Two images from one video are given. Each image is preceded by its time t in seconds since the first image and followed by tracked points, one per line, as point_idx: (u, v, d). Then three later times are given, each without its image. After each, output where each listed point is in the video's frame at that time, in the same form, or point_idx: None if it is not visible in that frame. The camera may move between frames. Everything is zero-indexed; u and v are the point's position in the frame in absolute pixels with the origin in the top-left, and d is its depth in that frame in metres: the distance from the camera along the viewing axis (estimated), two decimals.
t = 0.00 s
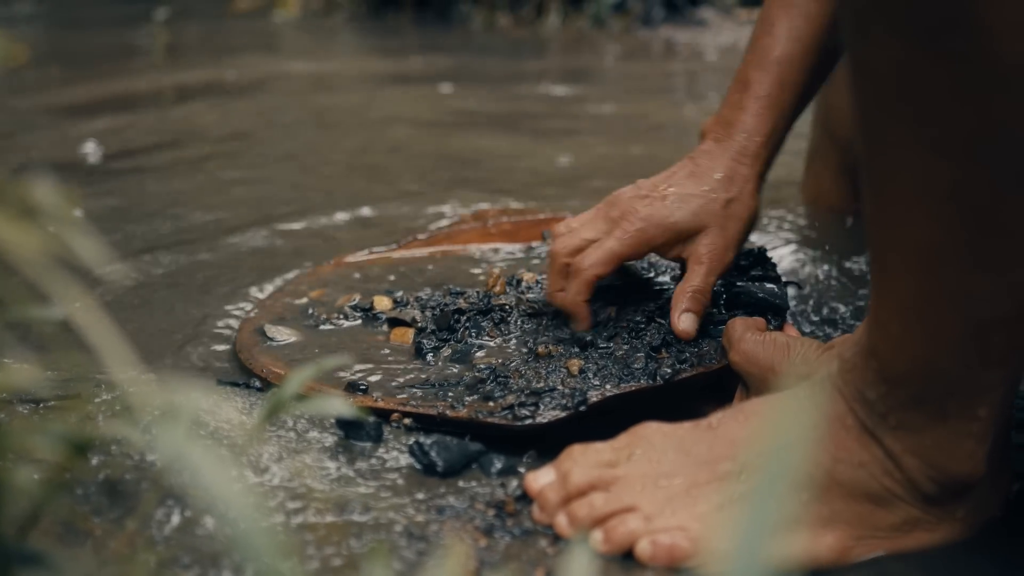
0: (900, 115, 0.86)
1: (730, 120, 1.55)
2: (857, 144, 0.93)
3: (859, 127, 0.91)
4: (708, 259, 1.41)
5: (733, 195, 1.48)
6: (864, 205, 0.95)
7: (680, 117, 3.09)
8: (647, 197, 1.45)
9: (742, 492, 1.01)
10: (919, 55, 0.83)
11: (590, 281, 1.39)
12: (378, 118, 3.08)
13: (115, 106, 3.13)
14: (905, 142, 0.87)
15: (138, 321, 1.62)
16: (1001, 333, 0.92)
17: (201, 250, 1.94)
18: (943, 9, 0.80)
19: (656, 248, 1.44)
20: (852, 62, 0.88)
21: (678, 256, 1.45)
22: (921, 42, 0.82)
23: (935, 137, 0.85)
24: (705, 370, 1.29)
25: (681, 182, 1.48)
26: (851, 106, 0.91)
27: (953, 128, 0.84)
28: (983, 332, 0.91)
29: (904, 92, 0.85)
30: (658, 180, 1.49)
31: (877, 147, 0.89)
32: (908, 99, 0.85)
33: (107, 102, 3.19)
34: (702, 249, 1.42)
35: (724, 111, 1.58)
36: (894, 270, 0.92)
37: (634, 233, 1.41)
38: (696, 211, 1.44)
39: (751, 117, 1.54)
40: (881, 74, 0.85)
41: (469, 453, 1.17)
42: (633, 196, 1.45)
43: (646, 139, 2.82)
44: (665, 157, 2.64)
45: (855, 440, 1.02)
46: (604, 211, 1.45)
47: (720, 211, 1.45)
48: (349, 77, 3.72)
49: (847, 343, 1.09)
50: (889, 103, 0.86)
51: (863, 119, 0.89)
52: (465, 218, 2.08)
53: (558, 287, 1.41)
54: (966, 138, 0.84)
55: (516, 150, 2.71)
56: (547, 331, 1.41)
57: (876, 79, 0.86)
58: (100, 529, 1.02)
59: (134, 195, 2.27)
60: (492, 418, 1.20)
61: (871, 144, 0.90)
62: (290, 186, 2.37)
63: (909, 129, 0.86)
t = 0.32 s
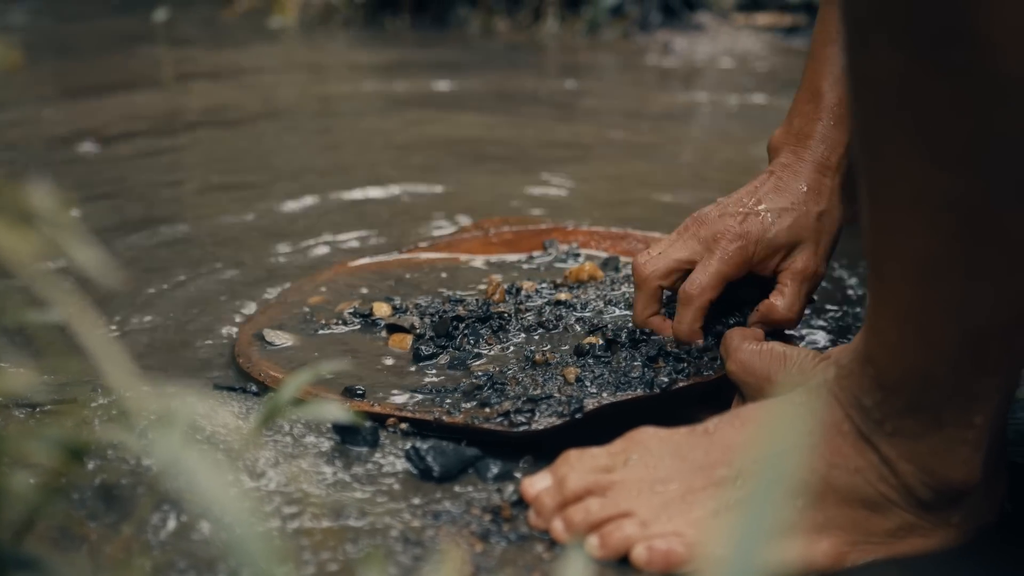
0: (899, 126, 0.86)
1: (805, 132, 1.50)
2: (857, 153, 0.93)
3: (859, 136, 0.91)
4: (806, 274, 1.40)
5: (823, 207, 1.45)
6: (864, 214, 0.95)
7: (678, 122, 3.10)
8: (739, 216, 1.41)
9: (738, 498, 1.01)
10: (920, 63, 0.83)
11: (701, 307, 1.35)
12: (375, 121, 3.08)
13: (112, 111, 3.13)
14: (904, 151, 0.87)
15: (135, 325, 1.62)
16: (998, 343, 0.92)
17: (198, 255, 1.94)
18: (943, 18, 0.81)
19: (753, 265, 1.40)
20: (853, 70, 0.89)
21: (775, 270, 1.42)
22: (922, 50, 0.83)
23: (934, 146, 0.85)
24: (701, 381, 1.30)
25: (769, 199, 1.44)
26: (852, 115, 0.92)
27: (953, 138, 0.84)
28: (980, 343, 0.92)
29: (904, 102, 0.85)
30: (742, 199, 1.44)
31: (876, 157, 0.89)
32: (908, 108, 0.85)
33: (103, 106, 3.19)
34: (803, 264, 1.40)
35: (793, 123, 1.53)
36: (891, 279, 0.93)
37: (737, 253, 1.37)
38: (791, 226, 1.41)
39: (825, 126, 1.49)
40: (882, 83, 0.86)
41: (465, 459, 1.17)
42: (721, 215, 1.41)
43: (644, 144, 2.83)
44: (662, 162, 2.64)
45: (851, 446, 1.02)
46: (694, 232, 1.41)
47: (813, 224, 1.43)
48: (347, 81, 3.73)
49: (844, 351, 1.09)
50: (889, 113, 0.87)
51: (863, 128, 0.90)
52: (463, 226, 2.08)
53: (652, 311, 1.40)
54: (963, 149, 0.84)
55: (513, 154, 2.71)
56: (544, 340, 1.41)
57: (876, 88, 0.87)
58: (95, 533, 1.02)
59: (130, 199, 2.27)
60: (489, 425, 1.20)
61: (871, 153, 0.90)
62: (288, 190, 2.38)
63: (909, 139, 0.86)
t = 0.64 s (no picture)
0: (892, 131, 0.86)
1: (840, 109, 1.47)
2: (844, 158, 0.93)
3: (847, 144, 0.91)
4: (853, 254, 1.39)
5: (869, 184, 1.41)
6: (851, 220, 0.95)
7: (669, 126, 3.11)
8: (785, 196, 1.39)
9: (728, 502, 1.01)
10: (911, 72, 0.83)
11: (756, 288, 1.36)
12: (367, 125, 3.08)
13: (104, 114, 3.13)
14: (892, 159, 0.87)
15: (127, 329, 1.62)
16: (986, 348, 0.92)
17: (190, 258, 1.94)
18: (933, 30, 0.81)
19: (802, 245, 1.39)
20: (841, 78, 0.88)
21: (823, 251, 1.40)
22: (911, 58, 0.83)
23: (927, 155, 0.85)
24: (692, 383, 1.30)
25: (812, 178, 1.41)
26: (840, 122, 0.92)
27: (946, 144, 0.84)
28: (969, 347, 0.92)
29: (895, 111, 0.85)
30: (785, 178, 1.42)
31: (863, 164, 0.89)
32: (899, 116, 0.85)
33: (96, 110, 3.19)
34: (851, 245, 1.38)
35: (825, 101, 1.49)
36: (880, 286, 0.93)
37: (790, 233, 1.36)
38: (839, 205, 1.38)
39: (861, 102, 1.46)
40: (870, 93, 0.85)
41: (457, 462, 1.17)
42: (766, 195, 1.40)
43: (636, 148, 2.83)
44: (655, 166, 2.65)
45: (842, 450, 1.03)
46: (742, 211, 1.41)
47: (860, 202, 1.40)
48: (340, 85, 3.73)
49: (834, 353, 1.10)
50: (879, 121, 0.86)
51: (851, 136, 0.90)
52: (456, 228, 2.09)
53: (703, 293, 1.41)
54: (955, 156, 0.85)
55: (506, 158, 2.72)
56: (535, 343, 1.41)
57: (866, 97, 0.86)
58: (86, 537, 1.02)
59: (121, 203, 2.27)
60: (479, 428, 1.20)
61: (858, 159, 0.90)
62: (282, 195, 2.38)
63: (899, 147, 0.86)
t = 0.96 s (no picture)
0: (891, 131, 0.86)
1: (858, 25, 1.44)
2: (842, 157, 0.93)
3: (845, 142, 0.91)
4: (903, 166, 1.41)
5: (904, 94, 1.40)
6: (848, 218, 0.95)
7: (665, 124, 3.11)
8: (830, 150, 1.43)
9: (722, 499, 1.02)
10: (910, 73, 0.83)
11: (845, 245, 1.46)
12: (362, 122, 3.08)
13: (99, 109, 3.13)
14: (890, 159, 0.87)
15: (120, 324, 1.62)
16: (980, 348, 0.93)
17: (184, 254, 1.94)
18: (934, 32, 0.81)
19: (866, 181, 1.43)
20: (841, 76, 0.88)
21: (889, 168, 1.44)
22: (910, 58, 0.83)
23: (926, 156, 0.85)
24: (686, 378, 1.29)
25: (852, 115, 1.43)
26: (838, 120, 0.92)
27: (945, 145, 0.85)
28: (963, 347, 0.92)
29: (895, 111, 0.85)
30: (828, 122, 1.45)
31: (862, 163, 0.89)
32: (898, 116, 0.85)
33: (91, 104, 3.19)
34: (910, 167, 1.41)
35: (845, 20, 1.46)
36: (874, 285, 0.93)
37: (822, 179, 1.45)
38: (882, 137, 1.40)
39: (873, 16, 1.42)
40: (870, 92, 0.86)
41: (452, 459, 1.17)
42: (816, 153, 1.45)
43: (632, 146, 2.83)
44: (649, 163, 2.65)
45: (835, 448, 1.03)
46: (803, 170, 1.47)
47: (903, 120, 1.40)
48: (336, 81, 3.73)
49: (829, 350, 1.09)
50: (879, 120, 0.86)
51: (850, 134, 0.90)
52: (450, 221, 2.09)
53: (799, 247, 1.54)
54: (954, 157, 0.85)
55: (501, 155, 2.72)
56: (530, 338, 1.41)
57: (867, 96, 0.86)
58: (80, 533, 1.02)
59: (116, 198, 2.27)
60: (474, 425, 1.20)
61: (857, 157, 0.90)
62: (277, 190, 2.38)
63: (898, 147, 0.86)
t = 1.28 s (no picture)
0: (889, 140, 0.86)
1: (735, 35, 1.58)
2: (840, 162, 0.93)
3: (845, 149, 0.91)
4: (706, 160, 1.50)
5: (729, 102, 1.53)
6: (845, 223, 0.95)
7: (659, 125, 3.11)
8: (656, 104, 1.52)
9: (716, 500, 1.02)
10: (910, 84, 0.84)
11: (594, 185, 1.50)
12: (356, 123, 3.08)
13: (94, 109, 3.13)
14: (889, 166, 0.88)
15: (113, 323, 1.62)
16: (975, 356, 0.93)
17: (177, 253, 1.94)
18: (938, 46, 0.81)
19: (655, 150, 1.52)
20: (842, 84, 0.89)
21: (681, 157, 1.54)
22: (910, 69, 0.83)
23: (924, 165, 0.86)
24: (677, 377, 1.29)
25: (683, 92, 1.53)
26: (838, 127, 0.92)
27: (943, 156, 0.85)
28: (957, 354, 0.93)
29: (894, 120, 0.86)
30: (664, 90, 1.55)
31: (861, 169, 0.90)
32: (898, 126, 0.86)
33: (86, 105, 3.19)
34: (704, 152, 1.51)
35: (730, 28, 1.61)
36: (869, 290, 0.93)
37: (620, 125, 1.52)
38: (691, 116, 1.51)
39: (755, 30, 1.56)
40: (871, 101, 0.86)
41: (445, 459, 1.17)
42: (643, 105, 1.53)
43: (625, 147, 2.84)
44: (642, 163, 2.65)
45: (828, 450, 1.03)
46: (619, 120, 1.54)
47: (716, 115, 1.52)
48: (330, 82, 3.73)
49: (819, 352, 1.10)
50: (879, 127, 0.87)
51: (850, 141, 0.90)
52: (441, 217, 2.09)
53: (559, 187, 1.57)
54: (951, 167, 0.85)
55: (495, 157, 2.72)
56: (520, 337, 1.41)
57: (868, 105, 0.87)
58: (73, 533, 1.02)
59: (110, 198, 2.27)
60: (465, 425, 1.20)
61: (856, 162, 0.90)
62: (271, 190, 2.38)
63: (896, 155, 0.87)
